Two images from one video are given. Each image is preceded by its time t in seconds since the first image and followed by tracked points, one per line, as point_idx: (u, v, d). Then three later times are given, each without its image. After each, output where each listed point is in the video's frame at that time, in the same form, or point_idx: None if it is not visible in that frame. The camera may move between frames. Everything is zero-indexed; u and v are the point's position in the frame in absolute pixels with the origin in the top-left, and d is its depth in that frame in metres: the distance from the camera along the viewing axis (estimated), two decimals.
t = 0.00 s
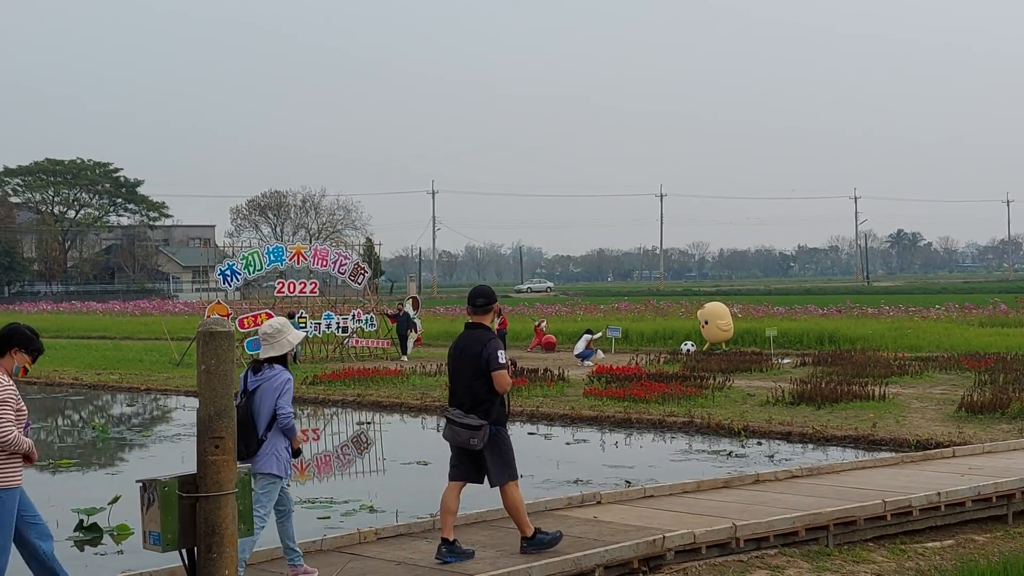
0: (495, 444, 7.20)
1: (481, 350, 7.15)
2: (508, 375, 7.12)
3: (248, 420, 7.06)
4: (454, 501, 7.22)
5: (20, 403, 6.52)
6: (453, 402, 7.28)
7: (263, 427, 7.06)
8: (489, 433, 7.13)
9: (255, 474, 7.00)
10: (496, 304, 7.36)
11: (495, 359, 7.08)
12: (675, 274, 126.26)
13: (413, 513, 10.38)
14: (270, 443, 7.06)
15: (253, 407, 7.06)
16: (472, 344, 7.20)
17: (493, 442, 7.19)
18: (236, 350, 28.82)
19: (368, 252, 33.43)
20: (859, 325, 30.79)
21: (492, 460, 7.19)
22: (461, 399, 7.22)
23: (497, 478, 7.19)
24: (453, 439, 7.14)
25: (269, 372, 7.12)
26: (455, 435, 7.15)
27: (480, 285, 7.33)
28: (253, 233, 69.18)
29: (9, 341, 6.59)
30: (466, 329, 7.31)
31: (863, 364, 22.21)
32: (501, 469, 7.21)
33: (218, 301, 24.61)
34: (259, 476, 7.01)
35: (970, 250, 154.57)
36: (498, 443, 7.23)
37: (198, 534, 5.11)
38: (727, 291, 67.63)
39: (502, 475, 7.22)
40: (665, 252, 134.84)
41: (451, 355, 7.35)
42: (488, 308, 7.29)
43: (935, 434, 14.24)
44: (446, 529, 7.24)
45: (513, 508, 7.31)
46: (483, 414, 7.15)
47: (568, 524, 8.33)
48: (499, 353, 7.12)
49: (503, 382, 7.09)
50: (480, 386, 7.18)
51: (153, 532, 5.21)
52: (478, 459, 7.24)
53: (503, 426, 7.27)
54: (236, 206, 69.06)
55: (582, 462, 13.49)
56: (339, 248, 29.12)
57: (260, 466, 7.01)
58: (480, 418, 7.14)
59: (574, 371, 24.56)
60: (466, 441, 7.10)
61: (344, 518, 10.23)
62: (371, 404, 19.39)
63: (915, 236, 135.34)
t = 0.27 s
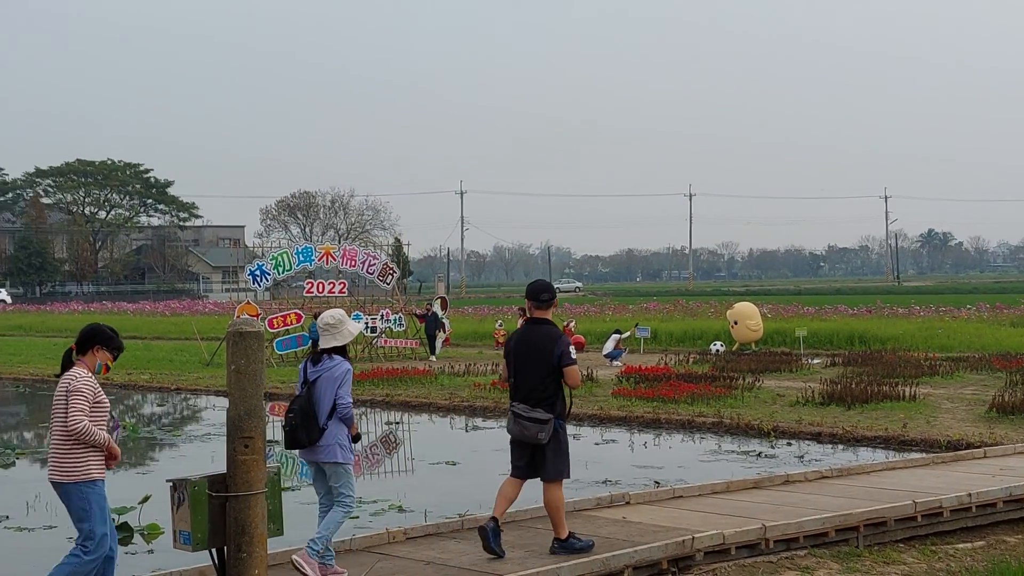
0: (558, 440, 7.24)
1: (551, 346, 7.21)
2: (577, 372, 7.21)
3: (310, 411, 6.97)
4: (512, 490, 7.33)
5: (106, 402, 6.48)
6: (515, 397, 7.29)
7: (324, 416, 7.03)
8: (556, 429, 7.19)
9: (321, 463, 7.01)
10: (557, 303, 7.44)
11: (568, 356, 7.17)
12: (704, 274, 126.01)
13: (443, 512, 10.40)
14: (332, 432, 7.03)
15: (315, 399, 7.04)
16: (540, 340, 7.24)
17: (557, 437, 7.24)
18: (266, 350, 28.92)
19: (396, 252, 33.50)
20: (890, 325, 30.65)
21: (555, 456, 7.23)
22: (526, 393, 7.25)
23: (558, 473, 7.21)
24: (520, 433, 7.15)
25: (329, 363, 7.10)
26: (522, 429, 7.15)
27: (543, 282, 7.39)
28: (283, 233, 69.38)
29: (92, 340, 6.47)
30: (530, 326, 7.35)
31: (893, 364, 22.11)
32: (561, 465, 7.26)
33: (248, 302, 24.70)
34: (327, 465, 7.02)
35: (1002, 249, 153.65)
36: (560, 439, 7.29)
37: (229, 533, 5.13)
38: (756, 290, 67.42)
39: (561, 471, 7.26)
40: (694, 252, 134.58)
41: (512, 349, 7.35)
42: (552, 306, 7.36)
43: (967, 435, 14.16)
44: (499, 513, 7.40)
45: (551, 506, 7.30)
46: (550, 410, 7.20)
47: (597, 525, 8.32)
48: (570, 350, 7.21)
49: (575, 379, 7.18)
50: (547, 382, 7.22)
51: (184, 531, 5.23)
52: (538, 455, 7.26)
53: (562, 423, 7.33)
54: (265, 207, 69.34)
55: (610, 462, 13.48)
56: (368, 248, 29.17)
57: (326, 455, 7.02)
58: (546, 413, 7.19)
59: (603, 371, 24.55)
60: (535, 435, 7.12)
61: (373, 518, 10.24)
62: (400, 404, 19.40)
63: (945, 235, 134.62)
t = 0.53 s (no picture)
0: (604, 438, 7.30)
1: (601, 345, 7.25)
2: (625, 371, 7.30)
3: (364, 412, 6.93)
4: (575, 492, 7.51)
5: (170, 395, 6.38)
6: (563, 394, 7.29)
7: (378, 415, 7.00)
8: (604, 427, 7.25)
9: (377, 461, 7.03)
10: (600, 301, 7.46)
11: (619, 356, 7.25)
12: (730, 274, 125.74)
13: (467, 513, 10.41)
14: (386, 430, 7.03)
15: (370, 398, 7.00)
16: (591, 338, 7.26)
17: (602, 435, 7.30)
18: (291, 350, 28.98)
19: (421, 252, 33.53)
20: (916, 325, 30.51)
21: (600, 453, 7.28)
22: (575, 391, 7.27)
23: (604, 471, 7.27)
24: (573, 430, 7.16)
25: (383, 363, 7.08)
26: (573, 426, 7.18)
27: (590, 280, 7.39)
28: (308, 233, 69.52)
29: (153, 335, 6.38)
30: (578, 323, 7.34)
31: (919, 364, 22.01)
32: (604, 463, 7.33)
33: (273, 302, 24.75)
34: (381, 462, 7.04)
35: None
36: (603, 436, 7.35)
37: (254, 533, 5.15)
38: (782, 290, 67.22)
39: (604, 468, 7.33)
40: (719, 252, 134.31)
41: (560, 346, 7.34)
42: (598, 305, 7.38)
43: (993, 435, 14.08)
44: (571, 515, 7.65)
45: (581, 504, 7.28)
46: (598, 408, 7.26)
47: (621, 525, 8.31)
48: (619, 349, 7.28)
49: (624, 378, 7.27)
50: (596, 380, 7.26)
51: (209, 530, 5.25)
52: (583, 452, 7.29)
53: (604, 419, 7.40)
54: (290, 207, 69.55)
55: (635, 462, 13.46)
56: (392, 248, 29.19)
57: (379, 453, 7.03)
58: (596, 411, 7.23)
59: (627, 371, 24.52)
60: (588, 433, 7.15)
61: (397, 518, 10.25)
62: (425, 404, 19.41)
63: (972, 235, 134.00)
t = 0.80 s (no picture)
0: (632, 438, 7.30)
1: (633, 347, 7.24)
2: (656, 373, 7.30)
3: (417, 406, 6.98)
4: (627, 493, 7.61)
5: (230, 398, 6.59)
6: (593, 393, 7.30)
7: (432, 411, 7.05)
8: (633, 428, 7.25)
9: (434, 456, 7.05)
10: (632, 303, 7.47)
11: (650, 358, 7.24)
12: (747, 275, 125.47)
13: (483, 513, 10.41)
14: (441, 426, 7.06)
15: (423, 395, 7.07)
16: (622, 339, 7.26)
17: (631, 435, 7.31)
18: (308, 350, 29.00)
19: (437, 252, 33.53)
20: (934, 325, 30.40)
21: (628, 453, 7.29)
22: (605, 391, 7.28)
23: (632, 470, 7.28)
24: (602, 430, 7.17)
25: (436, 361, 7.14)
26: (603, 425, 7.19)
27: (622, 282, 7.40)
28: (324, 234, 69.61)
29: (211, 338, 6.54)
30: (609, 324, 7.35)
31: (937, 365, 21.93)
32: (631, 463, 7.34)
33: (290, 302, 24.76)
34: (438, 457, 7.05)
35: None
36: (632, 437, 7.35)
37: (272, 533, 5.15)
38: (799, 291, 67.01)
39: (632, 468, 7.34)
40: (736, 252, 134.09)
41: (591, 346, 7.35)
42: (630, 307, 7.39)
43: (1011, 436, 14.03)
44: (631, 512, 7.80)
45: (603, 504, 7.26)
46: (628, 409, 7.26)
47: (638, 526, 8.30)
48: (651, 351, 7.28)
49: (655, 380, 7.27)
50: (627, 381, 7.26)
51: (227, 530, 5.26)
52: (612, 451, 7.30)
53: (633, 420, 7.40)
54: (307, 208, 69.65)
55: (652, 463, 13.45)
56: (409, 249, 29.20)
57: (437, 447, 7.04)
58: (626, 412, 7.24)
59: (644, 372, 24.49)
60: (617, 433, 7.16)
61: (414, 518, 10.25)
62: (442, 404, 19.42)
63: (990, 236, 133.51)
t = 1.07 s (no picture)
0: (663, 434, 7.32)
1: (659, 343, 7.26)
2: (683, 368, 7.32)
3: (462, 398, 7.00)
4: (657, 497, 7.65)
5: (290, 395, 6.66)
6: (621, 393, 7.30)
7: (473, 406, 7.08)
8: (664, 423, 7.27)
9: (471, 450, 7.06)
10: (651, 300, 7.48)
11: (676, 353, 7.26)
12: (760, 275, 125.27)
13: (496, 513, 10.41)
14: (481, 421, 7.08)
15: (466, 388, 7.11)
16: (647, 337, 7.27)
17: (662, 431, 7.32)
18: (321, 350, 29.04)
19: (449, 253, 33.55)
20: (949, 325, 30.32)
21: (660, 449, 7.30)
22: (634, 390, 7.28)
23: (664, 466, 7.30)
24: (634, 429, 7.18)
25: (480, 356, 7.17)
26: (635, 424, 7.19)
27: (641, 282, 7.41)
28: (337, 234, 69.71)
29: (272, 336, 6.60)
30: (631, 324, 7.36)
31: (952, 365, 21.87)
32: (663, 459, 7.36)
33: (302, 303, 24.80)
34: (474, 452, 7.07)
35: None
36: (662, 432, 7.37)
37: (286, 533, 5.16)
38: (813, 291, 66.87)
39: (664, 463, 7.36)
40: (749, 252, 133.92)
41: (615, 346, 7.35)
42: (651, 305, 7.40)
43: None
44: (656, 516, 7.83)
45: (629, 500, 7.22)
46: (658, 405, 7.27)
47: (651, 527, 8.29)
48: (676, 346, 7.29)
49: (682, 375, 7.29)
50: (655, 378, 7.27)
51: (241, 530, 5.27)
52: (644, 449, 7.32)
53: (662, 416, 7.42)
54: (320, 209, 69.76)
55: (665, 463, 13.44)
56: (422, 249, 29.22)
57: (474, 442, 7.06)
58: (657, 409, 7.25)
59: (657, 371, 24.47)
60: (650, 431, 7.17)
61: (427, 518, 10.26)
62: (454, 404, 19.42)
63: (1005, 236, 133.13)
